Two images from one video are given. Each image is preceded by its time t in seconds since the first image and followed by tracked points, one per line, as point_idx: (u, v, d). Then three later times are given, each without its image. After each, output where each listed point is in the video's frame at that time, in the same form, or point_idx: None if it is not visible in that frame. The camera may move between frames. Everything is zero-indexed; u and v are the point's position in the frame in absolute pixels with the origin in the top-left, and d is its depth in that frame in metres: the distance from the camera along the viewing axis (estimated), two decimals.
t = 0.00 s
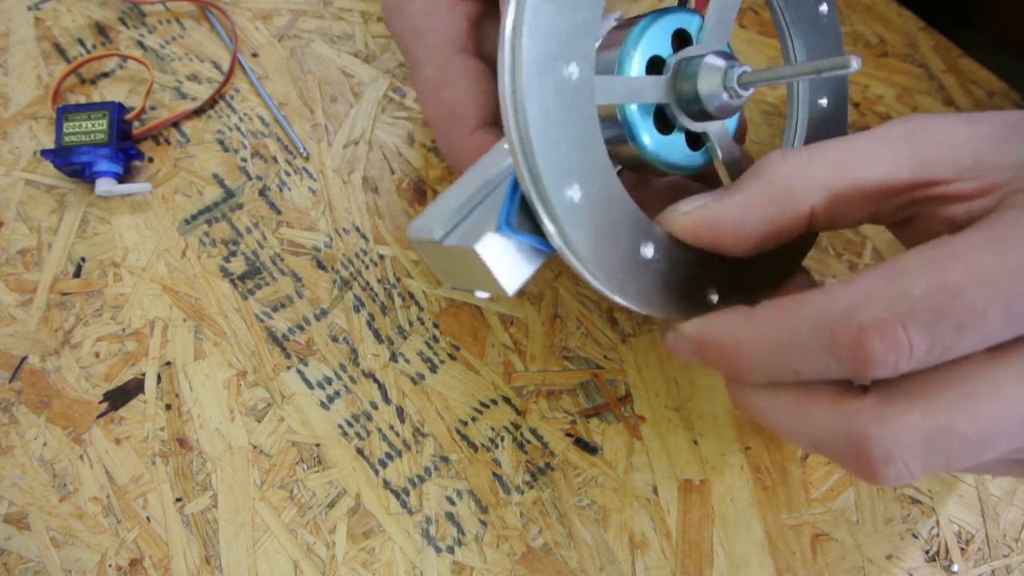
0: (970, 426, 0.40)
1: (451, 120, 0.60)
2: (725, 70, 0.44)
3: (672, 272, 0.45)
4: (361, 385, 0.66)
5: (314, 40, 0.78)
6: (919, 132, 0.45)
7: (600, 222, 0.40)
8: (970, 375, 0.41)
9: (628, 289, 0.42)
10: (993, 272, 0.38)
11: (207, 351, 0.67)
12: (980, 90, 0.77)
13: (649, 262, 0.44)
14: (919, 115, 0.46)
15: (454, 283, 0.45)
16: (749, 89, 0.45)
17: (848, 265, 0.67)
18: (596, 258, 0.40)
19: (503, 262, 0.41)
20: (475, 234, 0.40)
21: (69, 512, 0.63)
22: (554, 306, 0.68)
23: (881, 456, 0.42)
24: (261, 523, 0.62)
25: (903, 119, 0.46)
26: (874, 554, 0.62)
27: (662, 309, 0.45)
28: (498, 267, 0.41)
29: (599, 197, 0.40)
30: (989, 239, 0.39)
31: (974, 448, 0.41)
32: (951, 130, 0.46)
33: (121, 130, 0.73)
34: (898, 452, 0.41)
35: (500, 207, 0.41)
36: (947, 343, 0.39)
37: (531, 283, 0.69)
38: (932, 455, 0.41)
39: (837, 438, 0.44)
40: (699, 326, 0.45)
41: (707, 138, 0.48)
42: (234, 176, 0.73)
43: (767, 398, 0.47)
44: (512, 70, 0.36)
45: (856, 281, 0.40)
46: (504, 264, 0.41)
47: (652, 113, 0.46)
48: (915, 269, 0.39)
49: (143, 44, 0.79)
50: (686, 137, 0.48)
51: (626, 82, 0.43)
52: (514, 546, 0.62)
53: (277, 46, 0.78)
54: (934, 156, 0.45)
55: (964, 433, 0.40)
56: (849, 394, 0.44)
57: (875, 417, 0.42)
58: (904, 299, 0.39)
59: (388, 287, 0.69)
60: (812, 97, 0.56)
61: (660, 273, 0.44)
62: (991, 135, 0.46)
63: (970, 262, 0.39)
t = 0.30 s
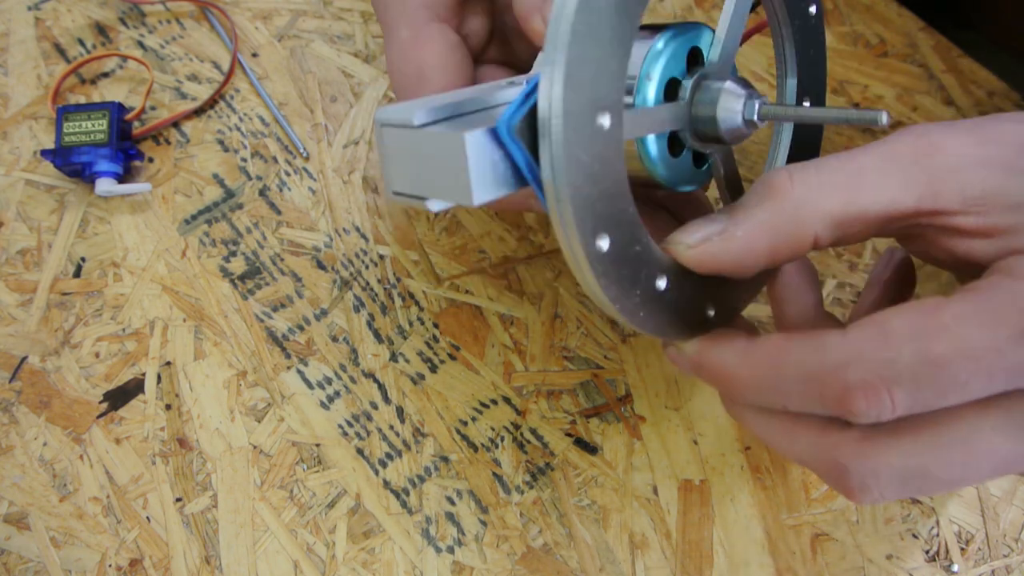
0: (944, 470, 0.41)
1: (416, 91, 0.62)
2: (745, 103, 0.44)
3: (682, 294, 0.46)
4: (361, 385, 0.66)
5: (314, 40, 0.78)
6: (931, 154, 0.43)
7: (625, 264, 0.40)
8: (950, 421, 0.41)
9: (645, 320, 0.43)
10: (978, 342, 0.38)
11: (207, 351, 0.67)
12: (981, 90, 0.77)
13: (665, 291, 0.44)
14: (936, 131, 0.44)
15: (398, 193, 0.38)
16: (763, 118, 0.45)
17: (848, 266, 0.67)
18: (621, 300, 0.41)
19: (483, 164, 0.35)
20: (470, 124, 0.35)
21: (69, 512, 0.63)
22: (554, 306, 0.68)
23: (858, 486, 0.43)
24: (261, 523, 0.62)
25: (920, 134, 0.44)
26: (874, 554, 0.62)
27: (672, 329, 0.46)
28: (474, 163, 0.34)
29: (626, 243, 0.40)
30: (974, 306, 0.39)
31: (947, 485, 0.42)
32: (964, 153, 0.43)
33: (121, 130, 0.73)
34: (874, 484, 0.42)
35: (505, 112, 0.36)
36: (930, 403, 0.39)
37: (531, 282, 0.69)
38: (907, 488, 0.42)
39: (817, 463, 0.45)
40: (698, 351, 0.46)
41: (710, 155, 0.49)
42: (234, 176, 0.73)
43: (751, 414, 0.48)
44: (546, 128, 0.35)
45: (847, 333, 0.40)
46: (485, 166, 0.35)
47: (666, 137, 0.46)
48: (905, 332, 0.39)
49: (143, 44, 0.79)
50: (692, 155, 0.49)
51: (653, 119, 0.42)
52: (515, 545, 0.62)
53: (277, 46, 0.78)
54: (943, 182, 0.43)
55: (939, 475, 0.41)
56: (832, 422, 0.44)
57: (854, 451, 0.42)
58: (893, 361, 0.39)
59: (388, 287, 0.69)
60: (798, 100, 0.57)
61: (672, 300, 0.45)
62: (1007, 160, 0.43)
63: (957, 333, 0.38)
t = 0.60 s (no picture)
0: (949, 462, 0.40)
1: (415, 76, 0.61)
2: (743, 98, 0.44)
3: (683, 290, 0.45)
4: (361, 385, 0.66)
5: (314, 40, 0.78)
6: (934, 149, 0.43)
7: (623, 258, 0.40)
8: (953, 415, 0.40)
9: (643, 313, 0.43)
10: (984, 329, 0.38)
11: (207, 351, 0.67)
12: (981, 90, 0.77)
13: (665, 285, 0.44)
14: (937, 127, 0.44)
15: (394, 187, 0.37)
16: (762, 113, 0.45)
17: (849, 266, 0.67)
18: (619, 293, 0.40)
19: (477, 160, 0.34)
20: (465, 122, 0.34)
21: (69, 512, 0.63)
22: (554, 306, 0.68)
23: (859, 482, 0.42)
24: (261, 523, 0.62)
25: (921, 130, 0.44)
26: (874, 554, 0.62)
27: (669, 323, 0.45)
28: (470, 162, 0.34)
29: (625, 236, 0.40)
30: (981, 293, 0.39)
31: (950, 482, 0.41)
32: (966, 147, 0.43)
33: (121, 130, 0.73)
34: (875, 480, 0.42)
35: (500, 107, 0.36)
36: (934, 395, 0.39)
37: (531, 283, 0.69)
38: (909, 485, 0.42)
39: (818, 460, 0.45)
40: (696, 345, 0.47)
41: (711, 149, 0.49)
42: (234, 176, 0.73)
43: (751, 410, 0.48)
44: (546, 116, 0.34)
45: (849, 325, 0.40)
46: (481, 167, 0.35)
47: (664, 132, 0.46)
48: (908, 321, 0.39)
49: (143, 44, 0.79)
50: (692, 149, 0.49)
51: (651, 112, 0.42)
52: (515, 545, 0.62)
53: (277, 46, 0.78)
54: (945, 179, 0.43)
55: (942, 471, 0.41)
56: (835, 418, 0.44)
57: (856, 445, 0.42)
58: (896, 351, 0.38)
59: (388, 287, 0.69)
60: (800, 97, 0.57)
61: (672, 294, 0.45)
62: (1012, 156, 0.43)
63: (960, 320, 0.38)
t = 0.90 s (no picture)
0: (979, 434, 0.40)
1: (455, 104, 0.62)
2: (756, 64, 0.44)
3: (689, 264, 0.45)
4: (361, 385, 0.66)
5: (314, 40, 0.78)
6: (941, 122, 0.44)
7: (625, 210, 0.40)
8: (977, 387, 0.41)
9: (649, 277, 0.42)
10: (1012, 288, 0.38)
11: (207, 351, 0.67)
12: (981, 90, 0.77)
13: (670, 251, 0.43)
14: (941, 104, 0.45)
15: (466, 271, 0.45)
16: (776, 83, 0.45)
17: (849, 266, 0.67)
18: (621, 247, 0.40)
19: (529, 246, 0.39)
20: (505, 216, 0.39)
21: (69, 512, 0.63)
22: (554, 306, 0.68)
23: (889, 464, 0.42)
24: (260, 523, 0.62)
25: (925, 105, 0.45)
26: (874, 554, 0.62)
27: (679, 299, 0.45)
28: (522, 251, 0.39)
29: (627, 187, 0.40)
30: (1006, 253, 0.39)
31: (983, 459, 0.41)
32: (970, 120, 0.44)
33: (121, 130, 0.73)
34: (907, 460, 0.41)
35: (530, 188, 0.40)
36: (963, 357, 0.39)
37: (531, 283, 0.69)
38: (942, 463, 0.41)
39: (846, 445, 0.44)
40: (710, 322, 0.45)
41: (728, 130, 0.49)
42: (234, 176, 0.73)
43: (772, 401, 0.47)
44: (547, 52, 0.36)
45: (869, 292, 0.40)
46: (531, 247, 0.40)
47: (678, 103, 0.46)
48: (933, 284, 0.39)
49: (143, 44, 0.79)
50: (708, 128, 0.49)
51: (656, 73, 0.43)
52: (514, 546, 0.61)
53: (277, 46, 0.78)
54: (954, 150, 0.44)
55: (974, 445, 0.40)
56: (858, 402, 0.44)
57: (883, 425, 0.42)
58: (920, 313, 0.39)
59: (388, 287, 0.69)
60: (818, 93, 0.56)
61: (678, 263, 0.44)
62: (1015, 129, 0.44)
63: (986, 279, 0.38)
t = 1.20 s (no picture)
0: (948, 458, 0.41)
1: (446, 104, 0.62)
2: (740, 96, 0.44)
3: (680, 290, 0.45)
4: (361, 385, 0.66)
5: (314, 41, 0.78)
6: (924, 147, 0.44)
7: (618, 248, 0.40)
8: (949, 409, 0.41)
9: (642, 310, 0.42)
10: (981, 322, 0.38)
11: (207, 351, 0.67)
12: (981, 90, 0.77)
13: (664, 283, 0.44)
14: (927, 126, 0.45)
15: (418, 236, 0.41)
16: (759, 111, 0.45)
17: (849, 266, 0.67)
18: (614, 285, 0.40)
19: (494, 212, 0.37)
20: (474, 175, 0.37)
21: (69, 512, 0.63)
22: (554, 305, 0.68)
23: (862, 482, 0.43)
24: (260, 523, 0.62)
25: (911, 130, 0.45)
26: (874, 554, 0.61)
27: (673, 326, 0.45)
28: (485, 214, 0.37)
29: (621, 225, 0.40)
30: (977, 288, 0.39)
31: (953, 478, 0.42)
32: (954, 144, 0.44)
33: (121, 130, 0.73)
34: (879, 479, 0.42)
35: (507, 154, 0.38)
36: (933, 389, 0.39)
37: (531, 283, 0.69)
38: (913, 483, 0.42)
39: (823, 461, 0.45)
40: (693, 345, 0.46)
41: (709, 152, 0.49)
42: (234, 176, 0.73)
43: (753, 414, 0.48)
44: (542, 95, 0.36)
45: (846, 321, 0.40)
46: (494, 212, 0.37)
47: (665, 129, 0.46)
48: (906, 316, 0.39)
49: (143, 44, 0.79)
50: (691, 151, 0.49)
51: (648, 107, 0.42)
52: (515, 545, 0.61)
53: (277, 46, 0.78)
54: (937, 176, 0.43)
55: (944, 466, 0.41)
56: (835, 420, 0.44)
57: (857, 445, 0.43)
58: (894, 345, 0.39)
59: (388, 287, 0.69)
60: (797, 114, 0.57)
61: (669, 292, 0.44)
62: (1003, 155, 0.44)
63: (956, 312, 0.38)
